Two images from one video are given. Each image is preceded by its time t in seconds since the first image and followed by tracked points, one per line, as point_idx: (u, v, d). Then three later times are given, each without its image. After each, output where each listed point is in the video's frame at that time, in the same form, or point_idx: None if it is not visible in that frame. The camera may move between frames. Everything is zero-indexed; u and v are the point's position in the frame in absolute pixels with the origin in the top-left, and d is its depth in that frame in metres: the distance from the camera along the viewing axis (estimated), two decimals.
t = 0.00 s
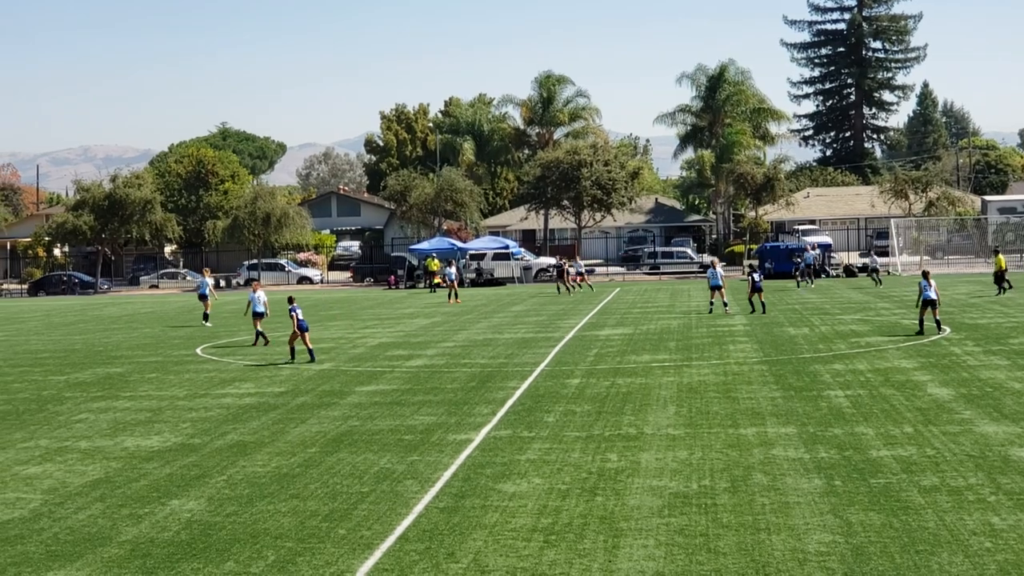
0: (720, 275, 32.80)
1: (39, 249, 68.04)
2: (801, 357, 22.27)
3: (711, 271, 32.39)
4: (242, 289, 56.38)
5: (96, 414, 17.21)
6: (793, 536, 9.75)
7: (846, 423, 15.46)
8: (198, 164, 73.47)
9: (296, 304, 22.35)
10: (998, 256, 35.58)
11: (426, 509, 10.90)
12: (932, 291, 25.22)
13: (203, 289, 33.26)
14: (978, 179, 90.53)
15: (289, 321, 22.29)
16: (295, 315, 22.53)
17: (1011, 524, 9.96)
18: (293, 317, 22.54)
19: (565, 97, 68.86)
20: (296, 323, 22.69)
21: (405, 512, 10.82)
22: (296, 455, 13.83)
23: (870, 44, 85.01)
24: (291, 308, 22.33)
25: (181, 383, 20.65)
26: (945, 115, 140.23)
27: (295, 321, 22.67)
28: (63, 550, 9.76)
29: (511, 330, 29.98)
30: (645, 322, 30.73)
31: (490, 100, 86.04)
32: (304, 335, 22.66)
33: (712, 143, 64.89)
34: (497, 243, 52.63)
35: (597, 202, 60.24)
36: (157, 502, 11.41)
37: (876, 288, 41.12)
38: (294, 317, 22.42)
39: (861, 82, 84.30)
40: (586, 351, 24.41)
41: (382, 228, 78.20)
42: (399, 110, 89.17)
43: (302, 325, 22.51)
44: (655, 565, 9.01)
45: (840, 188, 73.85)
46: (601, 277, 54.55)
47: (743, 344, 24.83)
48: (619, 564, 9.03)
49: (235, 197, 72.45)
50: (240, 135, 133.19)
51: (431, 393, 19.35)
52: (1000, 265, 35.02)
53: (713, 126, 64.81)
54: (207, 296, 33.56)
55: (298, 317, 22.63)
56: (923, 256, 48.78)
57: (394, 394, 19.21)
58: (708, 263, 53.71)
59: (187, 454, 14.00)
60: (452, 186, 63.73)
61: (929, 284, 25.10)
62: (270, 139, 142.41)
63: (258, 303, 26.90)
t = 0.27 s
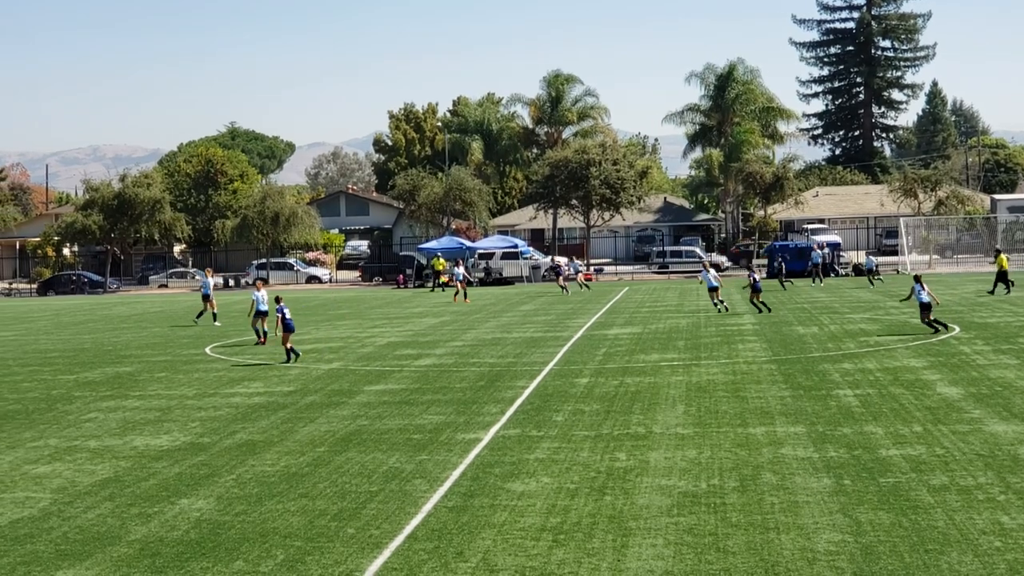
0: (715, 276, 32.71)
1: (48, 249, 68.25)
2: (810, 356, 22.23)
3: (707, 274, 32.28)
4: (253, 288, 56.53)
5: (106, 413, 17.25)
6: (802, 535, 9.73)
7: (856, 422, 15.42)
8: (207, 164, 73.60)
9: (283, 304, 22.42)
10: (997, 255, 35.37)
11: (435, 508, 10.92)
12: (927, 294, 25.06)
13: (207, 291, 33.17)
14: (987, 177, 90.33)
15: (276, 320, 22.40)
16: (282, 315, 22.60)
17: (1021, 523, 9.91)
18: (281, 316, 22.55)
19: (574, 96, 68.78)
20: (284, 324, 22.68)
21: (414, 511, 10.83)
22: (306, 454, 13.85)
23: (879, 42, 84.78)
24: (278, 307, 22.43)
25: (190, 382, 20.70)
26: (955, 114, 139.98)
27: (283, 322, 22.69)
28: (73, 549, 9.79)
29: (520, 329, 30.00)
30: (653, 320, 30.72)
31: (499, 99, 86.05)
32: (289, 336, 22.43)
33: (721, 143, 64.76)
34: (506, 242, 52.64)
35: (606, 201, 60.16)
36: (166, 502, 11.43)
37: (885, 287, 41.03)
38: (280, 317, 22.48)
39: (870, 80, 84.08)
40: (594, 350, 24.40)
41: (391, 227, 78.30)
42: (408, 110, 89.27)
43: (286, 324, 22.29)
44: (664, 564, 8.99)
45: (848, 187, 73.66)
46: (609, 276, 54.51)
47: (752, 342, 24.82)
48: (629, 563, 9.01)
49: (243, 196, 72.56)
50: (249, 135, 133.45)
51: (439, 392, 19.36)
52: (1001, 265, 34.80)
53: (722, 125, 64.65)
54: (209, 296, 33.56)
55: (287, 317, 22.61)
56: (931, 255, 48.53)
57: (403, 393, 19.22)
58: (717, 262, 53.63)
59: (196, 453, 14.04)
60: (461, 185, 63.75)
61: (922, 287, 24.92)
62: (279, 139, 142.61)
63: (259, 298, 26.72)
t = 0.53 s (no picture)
0: (705, 276, 32.75)
1: (58, 249, 68.44)
2: (819, 355, 22.17)
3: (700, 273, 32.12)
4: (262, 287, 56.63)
5: (115, 413, 17.28)
6: (811, 535, 9.70)
7: (865, 422, 15.37)
8: (217, 164, 73.76)
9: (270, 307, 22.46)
10: (997, 255, 35.17)
11: (444, 508, 10.91)
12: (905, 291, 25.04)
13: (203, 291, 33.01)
14: (997, 176, 90.11)
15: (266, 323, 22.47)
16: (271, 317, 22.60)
17: None
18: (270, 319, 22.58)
19: (583, 96, 68.73)
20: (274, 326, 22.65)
21: (423, 511, 10.82)
22: (315, 453, 13.86)
23: (888, 42, 84.59)
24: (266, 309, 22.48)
25: (199, 381, 20.72)
26: (964, 113, 139.73)
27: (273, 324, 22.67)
28: (82, 548, 9.81)
29: (528, 329, 30.02)
30: (662, 320, 30.71)
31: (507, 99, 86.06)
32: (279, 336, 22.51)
33: (730, 142, 64.69)
34: (514, 241, 52.61)
35: (615, 200, 60.12)
36: (176, 501, 11.45)
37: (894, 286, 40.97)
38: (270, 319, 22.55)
39: (879, 80, 83.89)
40: (603, 350, 24.39)
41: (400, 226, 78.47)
42: (416, 109, 89.37)
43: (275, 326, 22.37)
44: (673, 564, 8.98)
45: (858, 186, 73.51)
46: (618, 276, 54.45)
47: (761, 342, 24.80)
48: (638, 563, 9.00)
49: (252, 196, 72.65)
50: (257, 134, 133.74)
51: (448, 392, 19.35)
52: (1001, 265, 34.57)
53: (731, 125, 64.57)
54: (209, 297, 33.61)
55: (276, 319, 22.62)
56: (941, 255, 48.27)
57: (412, 393, 19.23)
58: (726, 261, 53.54)
59: (205, 452, 14.06)
60: (470, 184, 63.75)
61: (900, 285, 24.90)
62: (287, 138, 142.82)
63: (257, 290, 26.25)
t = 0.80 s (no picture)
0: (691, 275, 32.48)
1: (68, 248, 68.65)
2: (831, 355, 22.11)
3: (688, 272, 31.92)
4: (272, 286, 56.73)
5: (126, 412, 17.35)
6: (822, 534, 9.67)
7: (876, 421, 15.32)
8: (227, 163, 73.93)
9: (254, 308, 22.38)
10: (999, 253, 34.82)
11: (454, 507, 10.91)
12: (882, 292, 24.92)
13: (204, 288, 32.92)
14: (1008, 175, 89.83)
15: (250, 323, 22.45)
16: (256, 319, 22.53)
17: None
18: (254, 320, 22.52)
19: (593, 95, 68.66)
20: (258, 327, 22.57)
21: (433, 510, 10.82)
22: (325, 453, 13.86)
23: (899, 40, 84.35)
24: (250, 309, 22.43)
25: (209, 380, 20.78)
26: (975, 112, 139.38)
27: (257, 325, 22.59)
28: (93, 547, 9.83)
29: (539, 328, 30.02)
30: (673, 319, 30.69)
31: (517, 98, 86.06)
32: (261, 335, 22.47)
33: (741, 141, 64.55)
34: (524, 240, 52.49)
35: (625, 199, 60.04)
36: (186, 500, 11.47)
37: (905, 285, 40.88)
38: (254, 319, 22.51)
39: (890, 78, 83.64)
40: (613, 349, 24.38)
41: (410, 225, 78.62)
42: (427, 108, 89.43)
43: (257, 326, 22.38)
44: (683, 563, 8.97)
45: (869, 185, 73.32)
46: (629, 275, 54.38)
47: (771, 341, 24.76)
48: (648, 562, 8.99)
49: (262, 195, 72.77)
50: (267, 134, 133.97)
51: (458, 391, 19.34)
52: (1003, 264, 34.22)
53: (742, 124, 64.43)
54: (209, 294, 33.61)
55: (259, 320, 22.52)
56: (953, 253, 48.06)
57: (423, 392, 19.23)
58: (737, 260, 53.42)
59: (215, 451, 14.08)
60: (480, 184, 63.78)
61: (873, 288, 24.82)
62: (298, 137, 143.01)
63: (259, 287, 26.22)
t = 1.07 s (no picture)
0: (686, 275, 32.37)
1: (89, 247, 69.07)
2: (851, 355, 22.01)
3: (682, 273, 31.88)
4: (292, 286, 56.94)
5: (146, 410, 17.45)
6: (842, 534, 9.62)
7: (896, 421, 15.23)
8: (247, 162, 74.24)
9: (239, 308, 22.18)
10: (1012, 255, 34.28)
11: (473, 507, 10.91)
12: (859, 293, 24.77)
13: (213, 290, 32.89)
14: None
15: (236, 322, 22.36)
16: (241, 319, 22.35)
17: None
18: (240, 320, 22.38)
19: (612, 94, 68.54)
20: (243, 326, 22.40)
21: (452, 510, 10.82)
22: (344, 452, 13.89)
23: (920, 39, 83.88)
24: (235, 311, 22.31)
25: (229, 379, 20.86)
26: (996, 111, 138.56)
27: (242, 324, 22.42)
28: (113, 546, 9.89)
29: (558, 327, 30.03)
30: (692, 319, 30.63)
31: (536, 97, 86.04)
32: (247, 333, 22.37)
33: (760, 140, 64.30)
34: (544, 240, 52.56)
35: (644, 198, 59.94)
36: (206, 499, 11.52)
37: (926, 284, 40.69)
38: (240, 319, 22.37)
39: (911, 78, 83.15)
40: (632, 348, 24.36)
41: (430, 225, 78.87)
42: (446, 108, 89.51)
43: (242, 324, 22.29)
44: (703, 563, 8.94)
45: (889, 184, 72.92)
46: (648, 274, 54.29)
47: (791, 340, 24.69)
48: (667, 562, 8.97)
49: (282, 194, 73.01)
50: (286, 133, 134.40)
51: (477, 390, 19.34)
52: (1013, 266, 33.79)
53: (762, 123, 64.17)
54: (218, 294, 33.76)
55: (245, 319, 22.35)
56: (973, 253, 47.75)
57: (442, 392, 19.24)
58: (756, 259, 53.24)
59: (235, 450, 14.14)
60: (499, 183, 63.82)
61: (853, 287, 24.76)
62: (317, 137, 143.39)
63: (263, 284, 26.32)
